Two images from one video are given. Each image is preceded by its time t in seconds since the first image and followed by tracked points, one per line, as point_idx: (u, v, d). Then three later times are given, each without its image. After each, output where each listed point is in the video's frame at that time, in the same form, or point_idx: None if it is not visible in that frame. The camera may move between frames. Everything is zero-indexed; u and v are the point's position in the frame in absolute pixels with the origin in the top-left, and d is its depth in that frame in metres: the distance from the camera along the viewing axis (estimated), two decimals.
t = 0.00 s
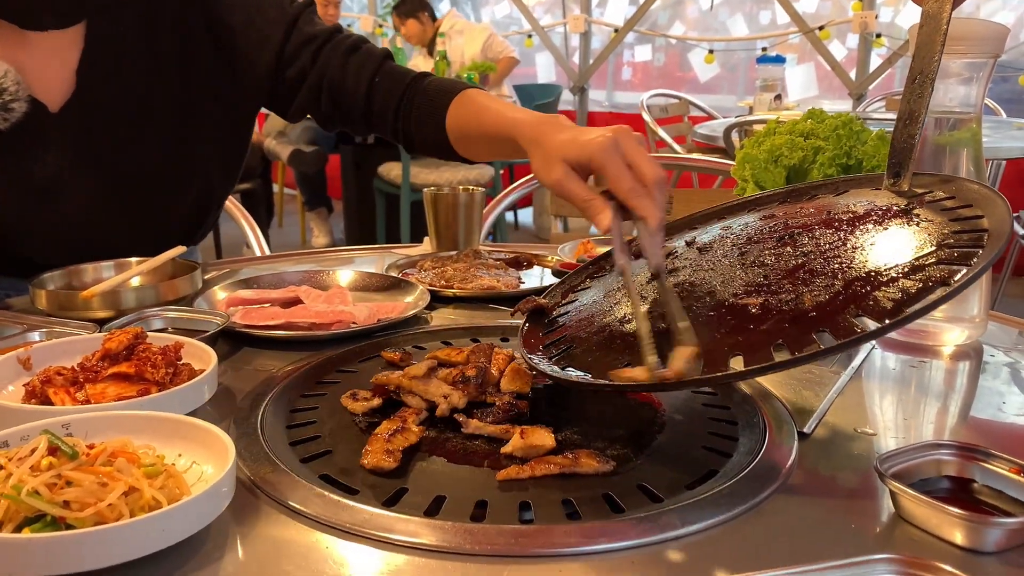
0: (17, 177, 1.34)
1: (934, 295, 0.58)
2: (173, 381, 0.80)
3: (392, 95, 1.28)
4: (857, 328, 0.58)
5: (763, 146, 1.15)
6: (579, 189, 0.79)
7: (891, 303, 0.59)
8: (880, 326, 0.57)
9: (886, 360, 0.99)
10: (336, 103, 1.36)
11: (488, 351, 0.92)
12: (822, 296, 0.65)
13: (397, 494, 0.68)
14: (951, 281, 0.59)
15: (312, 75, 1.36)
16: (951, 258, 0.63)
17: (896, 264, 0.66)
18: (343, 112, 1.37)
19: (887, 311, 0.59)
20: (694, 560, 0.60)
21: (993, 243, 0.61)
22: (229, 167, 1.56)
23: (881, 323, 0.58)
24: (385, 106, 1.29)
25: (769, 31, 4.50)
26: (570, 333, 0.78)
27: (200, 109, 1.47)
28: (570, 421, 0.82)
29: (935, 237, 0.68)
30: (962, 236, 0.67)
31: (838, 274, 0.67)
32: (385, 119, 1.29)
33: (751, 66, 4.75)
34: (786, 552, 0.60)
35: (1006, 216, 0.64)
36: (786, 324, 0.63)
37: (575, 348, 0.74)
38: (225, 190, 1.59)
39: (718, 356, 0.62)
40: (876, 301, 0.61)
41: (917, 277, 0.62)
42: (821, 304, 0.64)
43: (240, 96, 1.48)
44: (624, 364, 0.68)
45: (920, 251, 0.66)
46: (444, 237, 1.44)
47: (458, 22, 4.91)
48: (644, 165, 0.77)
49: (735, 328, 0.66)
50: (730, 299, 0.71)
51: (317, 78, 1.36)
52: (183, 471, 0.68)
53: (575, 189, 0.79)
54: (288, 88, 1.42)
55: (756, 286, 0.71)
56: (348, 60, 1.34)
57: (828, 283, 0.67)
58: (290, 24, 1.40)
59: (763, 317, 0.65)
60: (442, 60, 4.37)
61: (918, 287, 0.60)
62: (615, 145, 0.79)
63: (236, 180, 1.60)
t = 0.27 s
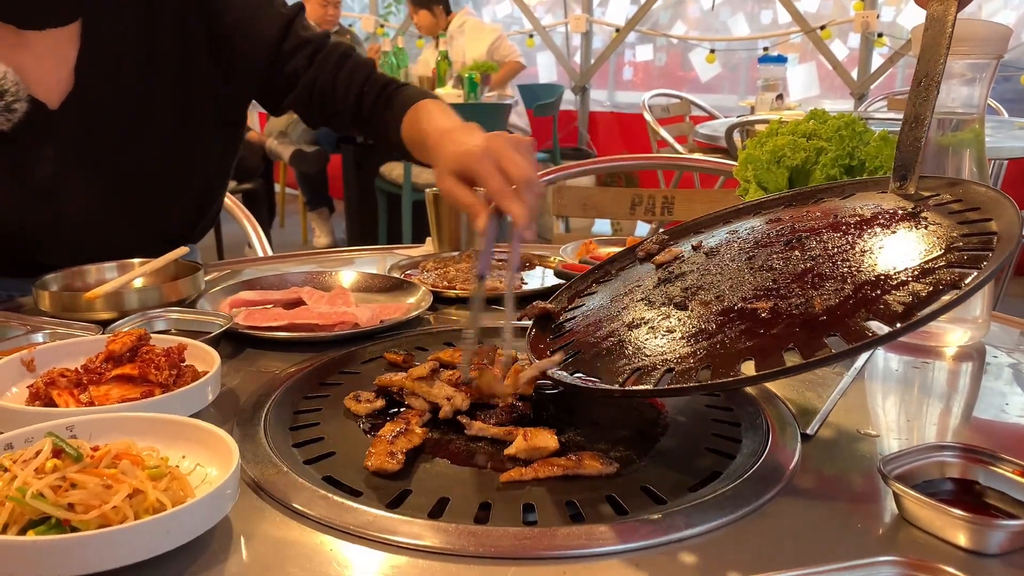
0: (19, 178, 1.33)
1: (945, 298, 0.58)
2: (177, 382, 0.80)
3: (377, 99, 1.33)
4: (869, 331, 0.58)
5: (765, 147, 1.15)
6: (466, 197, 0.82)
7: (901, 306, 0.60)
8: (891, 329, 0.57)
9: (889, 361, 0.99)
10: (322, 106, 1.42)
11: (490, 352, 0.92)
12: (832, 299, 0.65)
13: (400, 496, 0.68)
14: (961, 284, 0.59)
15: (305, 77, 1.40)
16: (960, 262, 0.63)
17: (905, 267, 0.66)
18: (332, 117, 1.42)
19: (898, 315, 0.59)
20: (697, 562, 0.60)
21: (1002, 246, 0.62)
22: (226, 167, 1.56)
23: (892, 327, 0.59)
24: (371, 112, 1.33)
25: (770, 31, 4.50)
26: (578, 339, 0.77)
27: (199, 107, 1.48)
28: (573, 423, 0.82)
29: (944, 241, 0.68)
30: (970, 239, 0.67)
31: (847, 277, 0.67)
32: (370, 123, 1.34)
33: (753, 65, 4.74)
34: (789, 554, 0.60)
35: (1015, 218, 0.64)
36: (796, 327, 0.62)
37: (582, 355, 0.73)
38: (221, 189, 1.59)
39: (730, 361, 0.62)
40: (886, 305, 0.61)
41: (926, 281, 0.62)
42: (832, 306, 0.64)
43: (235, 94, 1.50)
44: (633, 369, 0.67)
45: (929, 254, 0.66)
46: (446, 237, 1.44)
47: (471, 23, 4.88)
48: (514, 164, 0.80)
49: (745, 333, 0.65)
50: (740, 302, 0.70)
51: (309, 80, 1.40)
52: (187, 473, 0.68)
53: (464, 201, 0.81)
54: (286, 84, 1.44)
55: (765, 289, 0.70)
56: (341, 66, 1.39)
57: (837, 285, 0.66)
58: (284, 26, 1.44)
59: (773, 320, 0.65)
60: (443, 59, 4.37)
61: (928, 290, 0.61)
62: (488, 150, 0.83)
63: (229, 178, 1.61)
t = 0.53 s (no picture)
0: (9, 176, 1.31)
1: (951, 299, 0.57)
2: (172, 386, 0.80)
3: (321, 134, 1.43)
4: (875, 332, 0.57)
5: (761, 149, 1.15)
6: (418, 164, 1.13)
7: (906, 307, 0.59)
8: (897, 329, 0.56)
9: (885, 363, 0.99)
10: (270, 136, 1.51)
11: (486, 355, 0.92)
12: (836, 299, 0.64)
13: (395, 500, 0.68)
14: (967, 284, 0.58)
15: (269, 98, 1.48)
16: (964, 262, 0.63)
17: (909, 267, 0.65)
18: (283, 140, 1.49)
19: (904, 315, 0.58)
20: (690, 567, 0.60)
21: (1007, 246, 0.61)
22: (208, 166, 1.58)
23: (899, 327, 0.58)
24: (319, 144, 1.42)
25: (769, 32, 4.50)
26: (578, 343, 0.77)
27: (178, 107, 1.49)
28: (569, 426, 0.82)
29: (946, 241, 0.67)
30: (973, 239, 0.67)
31: (851, 278, 0.66)
32: (314, 153, 1.44)
33: (752, 67, 4.74)
34: (783, 558, 0.60)
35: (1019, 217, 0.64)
36: (801, 329, 0.62)
37: (583, 359, 0.73)
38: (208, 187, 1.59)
39: (734, 363, 0.61)
40: (892, 305, 0.60)
41: (932, 281, 0.62)
42: (837, 307, 0.63)
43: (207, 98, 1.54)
44: (636, 372, 0.66)
45: (934, 253, 0.66)
46: (444, 240, 1.44)
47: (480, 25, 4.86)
48: (459, 132, 1.15)
49: (749, 334, 0.65)
50: (743, 303, 0.69)
51: (272, 104, 1.47)
52: (181, 477, 0.68)
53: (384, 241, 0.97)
54: (257, 101, 1.50)
55: (768, 290, 0.70)
56: (304, 97, 1.47)
57: (841, 286, 0.66)
58: (262, 48, 1.51)
59: (777, 321, 0.64)
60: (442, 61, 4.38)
61: (933, 291, 0.60)
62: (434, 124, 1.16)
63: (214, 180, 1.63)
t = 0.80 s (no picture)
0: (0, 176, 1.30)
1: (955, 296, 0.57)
2: (169, 389, 0.81)
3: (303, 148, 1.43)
4: (880, 329, 0.57)
5: (757, 151, 1.15)
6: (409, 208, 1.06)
7: (912, 303, 0.59)
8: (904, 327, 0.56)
9: (881, 364, 0.99)
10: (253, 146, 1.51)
11: (483, 358, 0.92)
12: (840, 297, 0.64)
13: (391, 502, 0.68)
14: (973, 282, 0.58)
15: (255, 106, 1.48)
16: (968, 259, 0.62)
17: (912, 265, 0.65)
18: (265, 148, 1.48)
19: (909, 313, 0.58)
20: (684, 568, 0.60)
21: (1011, 243, 0.61)
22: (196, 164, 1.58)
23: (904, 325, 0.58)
24: (301, 157, 1.42)
25: (768, 34, 4.51)
26: (579, 343, 0.76)
27: (169, 109, 1.50)
28: (565, 428, 0.82)
29: (948, 239, 0.67)
30: (976, 236, 0.66)
31: (854, 276, 0.66)
32: (296, 164, 1.43)
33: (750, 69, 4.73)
34: (778, 559, 0.60)
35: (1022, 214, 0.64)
36: (806, 326, 0.62)
37: (585, 359, 0.72)
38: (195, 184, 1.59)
39: (739, 362, 0.61)
40: (897, 302, 0.60)
41: (936, 279, 0.61)
42: (841, 305, 0.63)
43: (194, 101, 1.54)
44: (639, 372, 0.66)
45: (936, 251, 0.66)
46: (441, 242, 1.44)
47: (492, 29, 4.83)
48: (459, 188, 1.06)
49: (753, 332, 0.65)
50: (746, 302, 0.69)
51: (257, 111, 1.48)
52: (178, 479, 0.68)
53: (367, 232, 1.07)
54: (244, 107, 1.50)
55: (770, 289, 0.70)
56: (287, 108, 1.47)
57: (844, 284, 0.65)
58: (247, 54, 1.52)
59: (782, 320, 0.64)
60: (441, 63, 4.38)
61: (938, 288, 0.60)
62: (437, 172, 1.07)
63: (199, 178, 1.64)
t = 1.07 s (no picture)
0: None
1: (975, 286, 0.55)
2: (171, 388, 0.80)
3: (316, 142, 1.45)
4: (898, 320, 0.55)
5: (760, 150, 1.15)
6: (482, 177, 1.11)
7: (928, 295, 0.57)
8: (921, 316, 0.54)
9: (884, 365, 0.99)
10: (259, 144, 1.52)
11: (485, 357, 0.92)
12: (852, 290, 0.62)
13: (394, 502, 0.68)
14: (990, 271, 0.56)
15: (260, 103, 1.48)
16: (982, 250, 0.61)
17: (925, 257, 0.63)
18: (271, 147, 1.49)
19: (925, 303, 0.56)
20: (687, 568, 0.60)
21: None
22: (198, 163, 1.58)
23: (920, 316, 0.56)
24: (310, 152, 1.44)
25: (768, 34, 4.51)
26: (586, 340, 0.75)
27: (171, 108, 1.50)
28: (567, 427, 0.82)
29: (960, 232, 0.66)
30: (990, 228, 0.65)
31: (866, 269, 0.65)
32: (304, 160, 1.45)
33: (750, 69, 4.74)
34: (782, 559, 0.60)
35: None
36: (819, 320, 0.60)
37: (593, 356, 0.71)
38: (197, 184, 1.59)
39: (751, 355, 0.59)
40: (911, 293, 0.58)
41: (951, 269, 0.59)
42: (853, 297, 0.61)
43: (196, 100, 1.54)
44: (649, 367, 0.65)
45: (949, 243, 0.64)
46: (442, 241, 1.44)
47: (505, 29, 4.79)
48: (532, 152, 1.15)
49: (765, 326, 0.63)
50: (756, 297, 0.68)
51: (257, 110, 1.48)
52: (180, 479, 0.68)
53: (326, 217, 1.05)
54: (246, 105, 1.50)
55: (781, 283, 0.68)
56: (292, 106, 1.47)
57: (856, 278, 0.64)
58: (250, 52, 1.51)
59: (794, 313, 0.63)
60: (441, 63, 4.39)
61: (954, 278, 0.58)
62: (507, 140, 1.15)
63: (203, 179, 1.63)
